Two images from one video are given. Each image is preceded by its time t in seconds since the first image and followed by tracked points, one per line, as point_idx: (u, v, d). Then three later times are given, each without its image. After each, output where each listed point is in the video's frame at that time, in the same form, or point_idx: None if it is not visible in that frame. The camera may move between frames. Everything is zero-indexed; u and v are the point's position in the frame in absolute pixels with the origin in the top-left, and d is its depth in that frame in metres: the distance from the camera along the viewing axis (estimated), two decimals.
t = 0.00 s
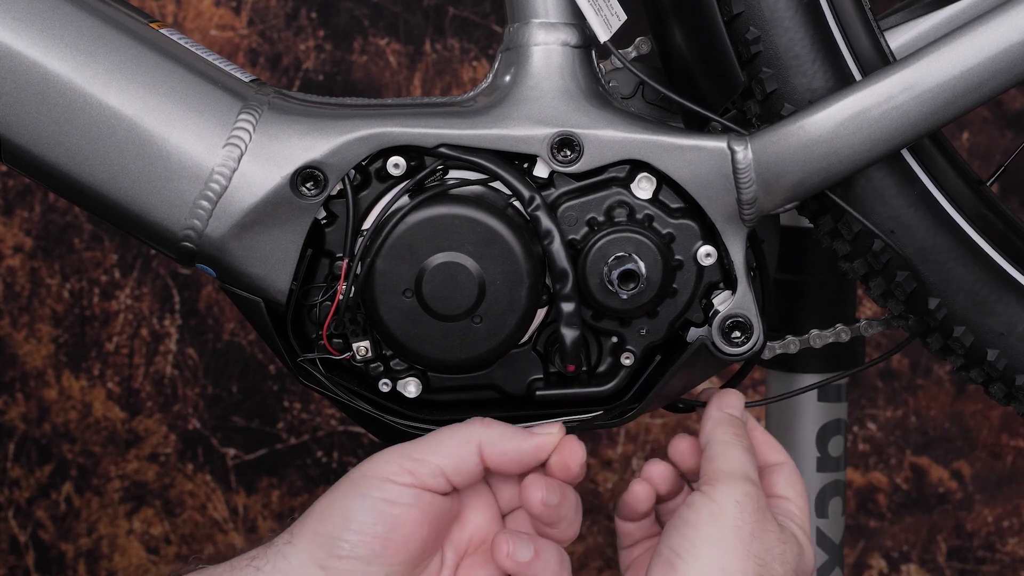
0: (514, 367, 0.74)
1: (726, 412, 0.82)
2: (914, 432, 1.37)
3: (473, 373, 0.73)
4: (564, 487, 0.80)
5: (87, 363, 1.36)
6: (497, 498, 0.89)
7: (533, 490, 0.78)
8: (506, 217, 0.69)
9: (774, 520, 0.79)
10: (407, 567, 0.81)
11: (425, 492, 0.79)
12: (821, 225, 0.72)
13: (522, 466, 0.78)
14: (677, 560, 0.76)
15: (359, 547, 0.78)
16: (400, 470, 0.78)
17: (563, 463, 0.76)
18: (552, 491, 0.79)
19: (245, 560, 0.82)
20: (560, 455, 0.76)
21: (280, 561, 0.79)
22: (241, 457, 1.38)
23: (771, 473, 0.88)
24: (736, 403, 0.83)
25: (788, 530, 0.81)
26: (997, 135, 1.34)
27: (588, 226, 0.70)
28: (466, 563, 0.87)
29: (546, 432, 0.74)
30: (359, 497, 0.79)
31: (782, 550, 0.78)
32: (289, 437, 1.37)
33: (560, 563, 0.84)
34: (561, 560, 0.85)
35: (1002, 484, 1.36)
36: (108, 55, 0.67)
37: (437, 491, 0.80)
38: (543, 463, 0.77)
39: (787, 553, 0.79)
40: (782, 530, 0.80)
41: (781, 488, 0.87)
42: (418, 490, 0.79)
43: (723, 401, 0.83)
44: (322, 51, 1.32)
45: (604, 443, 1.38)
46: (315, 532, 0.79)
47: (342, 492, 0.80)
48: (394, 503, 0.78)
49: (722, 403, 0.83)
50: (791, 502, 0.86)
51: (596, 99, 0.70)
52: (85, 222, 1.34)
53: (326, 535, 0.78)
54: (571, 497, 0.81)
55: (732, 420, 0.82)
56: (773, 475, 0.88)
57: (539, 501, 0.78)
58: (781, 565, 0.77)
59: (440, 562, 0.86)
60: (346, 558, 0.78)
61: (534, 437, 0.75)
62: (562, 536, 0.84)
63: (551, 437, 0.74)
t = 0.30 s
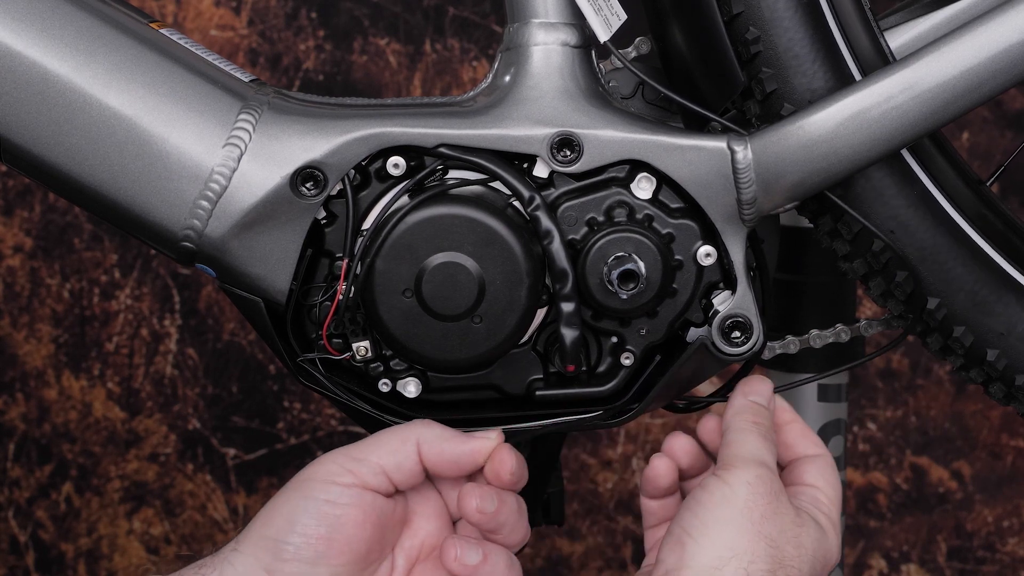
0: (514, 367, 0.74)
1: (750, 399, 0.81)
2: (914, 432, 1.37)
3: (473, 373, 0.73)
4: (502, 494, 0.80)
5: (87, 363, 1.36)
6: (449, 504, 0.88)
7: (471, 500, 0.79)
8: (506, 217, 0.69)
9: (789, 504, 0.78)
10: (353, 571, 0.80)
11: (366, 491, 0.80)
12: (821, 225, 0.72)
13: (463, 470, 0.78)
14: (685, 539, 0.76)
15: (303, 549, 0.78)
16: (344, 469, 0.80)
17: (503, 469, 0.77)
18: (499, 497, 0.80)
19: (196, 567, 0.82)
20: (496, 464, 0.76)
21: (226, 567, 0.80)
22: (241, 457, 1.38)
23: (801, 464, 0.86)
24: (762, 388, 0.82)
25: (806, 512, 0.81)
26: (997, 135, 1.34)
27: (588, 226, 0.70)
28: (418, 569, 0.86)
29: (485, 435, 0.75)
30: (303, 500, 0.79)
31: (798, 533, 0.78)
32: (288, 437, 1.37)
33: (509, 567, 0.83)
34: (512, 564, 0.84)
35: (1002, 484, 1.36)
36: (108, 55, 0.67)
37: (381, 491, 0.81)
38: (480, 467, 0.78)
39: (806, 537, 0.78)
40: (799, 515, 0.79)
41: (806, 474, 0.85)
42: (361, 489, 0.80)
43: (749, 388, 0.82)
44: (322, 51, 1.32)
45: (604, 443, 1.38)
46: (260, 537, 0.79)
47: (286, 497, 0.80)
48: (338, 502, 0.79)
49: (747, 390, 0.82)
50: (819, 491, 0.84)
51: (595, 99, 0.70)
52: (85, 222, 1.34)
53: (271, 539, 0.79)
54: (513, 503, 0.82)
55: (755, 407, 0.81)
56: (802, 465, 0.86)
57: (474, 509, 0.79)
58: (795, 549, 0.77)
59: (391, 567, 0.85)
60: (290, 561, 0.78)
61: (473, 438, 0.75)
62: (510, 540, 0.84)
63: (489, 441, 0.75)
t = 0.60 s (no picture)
0: (514, 367, 0.74)
1: (713, 392, 0.84)
2: (914, 432, 1.37)
3: (473, 373, 0.73)
4: (457, 501, 0.79)
5: (87, 363, 1.36)
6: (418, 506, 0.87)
7: (422, 510, 0.78)
8: (506, 217, 0.69)
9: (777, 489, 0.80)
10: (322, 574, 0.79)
11: (328, 490, 0.79)
12: (820, 225, 0.72)
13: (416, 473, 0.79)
14: (685, 536, 0.76)
15: (266, 553, 0.77)
16: (305, 469, 0.80)
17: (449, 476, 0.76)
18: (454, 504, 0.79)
19: None
20: (442, 472, 0.76)
21: None
22: (241, 457, 1.38)
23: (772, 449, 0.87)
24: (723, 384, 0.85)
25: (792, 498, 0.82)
26: (997, 135, 1.34)
27: (588, 226, 0.70)
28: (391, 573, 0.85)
29: (440, 442, 0.77)
30: (265, 503, 0.79)
31: (789, 518, 0.79)
32: (288, 437, 1.37)
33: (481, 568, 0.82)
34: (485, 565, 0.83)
35: (1002, 484, 1.36)
36: (108, 55, 0.67)
37: (344, 490, 0.81)
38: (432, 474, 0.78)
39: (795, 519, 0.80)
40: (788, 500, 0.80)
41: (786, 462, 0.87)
42: (324, 488, 0.79)
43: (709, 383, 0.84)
44: (322, 51, 1.32)
45: (604, 443, 1.38)
46: (226, 544, 0.79)
47: (248, 503, 0.80)
48: (299, 503, 0.78)
49: (708, 385, 0.84)
50: (794, 475, 0.86)
51: (596, 99, 0.70)
52: (85, 222, 1.34)
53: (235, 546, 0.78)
54: (473, 507, 0.80)
55: (720, 397, 0.83)
56: (773, 450, 0.87)
57: (424, 519, 0.78)
58: (789, 533, 0.78)
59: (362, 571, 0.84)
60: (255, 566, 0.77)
61: (426, 441, 0.77)
62: (480, 543, 0.82)
63: (444, 446, 0.77)
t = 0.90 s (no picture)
0: (514, 367, 0.74)
1: (730, 389, 0.82)
2: (914, 432, 1.37)
3: (473, 373, 0.73)
4: (430, 513, 0.80)
5: (87, 363, 1.36)
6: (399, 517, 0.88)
7: (395, 525, 0.79)
8: (506, 217, 0.69)
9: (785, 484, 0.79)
10: None
11: (311, 498, 0.80)
12: (821, 225, 0.72)
13: (386, 483, 0.82)
14: (689, 531, 0.77)
15: (253, 562, 0.77)
16: (287, 477, 0.81)
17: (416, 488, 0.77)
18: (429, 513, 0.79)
19: None
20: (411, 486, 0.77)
21: None
22: (241, 457, 1.38)
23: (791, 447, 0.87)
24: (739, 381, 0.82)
25: (804, 492, 0.82)
26: (997, 135, 1.34)
27: (588, 226, 0.70)
28: None
29: (413, 453, 0.80)
30: (250, 514, 0.79)
31: (800, 513, 0.78)
32: (288, 437, 1.37)
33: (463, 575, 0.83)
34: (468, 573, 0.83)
35: (1002, 484, 1.36)
36: (108, 55, 0.67)
37: (327, 498, 0.82)
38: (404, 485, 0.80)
39: (809, 515, 0.79)
40: (796, 495, 0.80)
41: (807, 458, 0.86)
42: (307, 495, 0.80)
43: (726, 378, 0.82)
44: (322, 51, 1.32)
45: (604, 443, 1.38)
46: (212, 558, 0.78)
47: (232, 515, 0.80)
48: (284, 510, 0.79)
49: (723, 380, 0.82)
50: (814, 473, 0.85)
51: (596, 99, 0.70)
52: (85, 222, 1.35)
53: (222, 558, 0.77)
54: (449, 516, 0.81)
55: (738, 396, 0.81)
56: (792, 448, 0.87)
57: (398, 534, 0.78)
58: (798, 526, 0.78)
59: None
60: None
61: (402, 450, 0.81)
62: (461, 550, 0.83)
63: (416, 457, 0.80)
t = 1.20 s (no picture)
0: (513, 367, 0.74)
1: (729, 388, 0.82)
2: (914, 432, 1.37)
3: (473, 373, 0.73)
4: (388, 500, 0.79)
5: (87, 363, 1.36)
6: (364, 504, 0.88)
7: (354, 514, 0.78)
8: (506, 217, 0.69)
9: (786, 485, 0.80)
10: (277, 571, 0.79)
11: (275, 486, 0.80)
12: (821, 225, 0.72)
13: (344, 469, 0.81)
14: (692, 531, 0.77)
15: (223, 553, 0.76)
16: (250, 466, 0.81)
17: (372, 476, 0.77)
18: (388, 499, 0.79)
19: None
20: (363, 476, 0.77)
21: None
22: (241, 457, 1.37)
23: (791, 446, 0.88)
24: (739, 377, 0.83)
25: (803, 492, 0.82)
26: (997, 135, 1.34)
27: (588, 226, 0.70)
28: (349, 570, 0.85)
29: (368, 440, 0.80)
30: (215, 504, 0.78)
31: (801, 513, 0.79)
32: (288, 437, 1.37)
33: (430, 558, 0.81)
34: (435, 555, 0.82)
35: (1002, 484, 1.37)
36: (108, 55, 0.67)
37: (290, 485, 0.82)
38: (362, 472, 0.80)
39: (809, 516, 0.79)
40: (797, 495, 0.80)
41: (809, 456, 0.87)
42: (271, 483, 0.80)
43: (725, 377, 0.83)
44: (322, 51, 1.32)
45: (604, 443, 1.38)
46: (180, 553, 0.77)
47: (197, 509, 0.79)
48: (249, 499, 0.78)
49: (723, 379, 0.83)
50: (810, 472, 0.86)
51: (596, 99, 0.70)
52: (85, 222, 1.35)
53: (190, 552, 0.77)
54: (409, 501, 0.80)
55: (737, 394, 0.82)
56: (792, 447, 0.88)
57: (357, 524, 0.78)
58: (800, 528, 0.78)
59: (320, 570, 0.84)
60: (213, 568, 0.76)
61: (361, 435, 0.80)
62: (426, 533, 0.81)
63: (373, 443, 0.79)
